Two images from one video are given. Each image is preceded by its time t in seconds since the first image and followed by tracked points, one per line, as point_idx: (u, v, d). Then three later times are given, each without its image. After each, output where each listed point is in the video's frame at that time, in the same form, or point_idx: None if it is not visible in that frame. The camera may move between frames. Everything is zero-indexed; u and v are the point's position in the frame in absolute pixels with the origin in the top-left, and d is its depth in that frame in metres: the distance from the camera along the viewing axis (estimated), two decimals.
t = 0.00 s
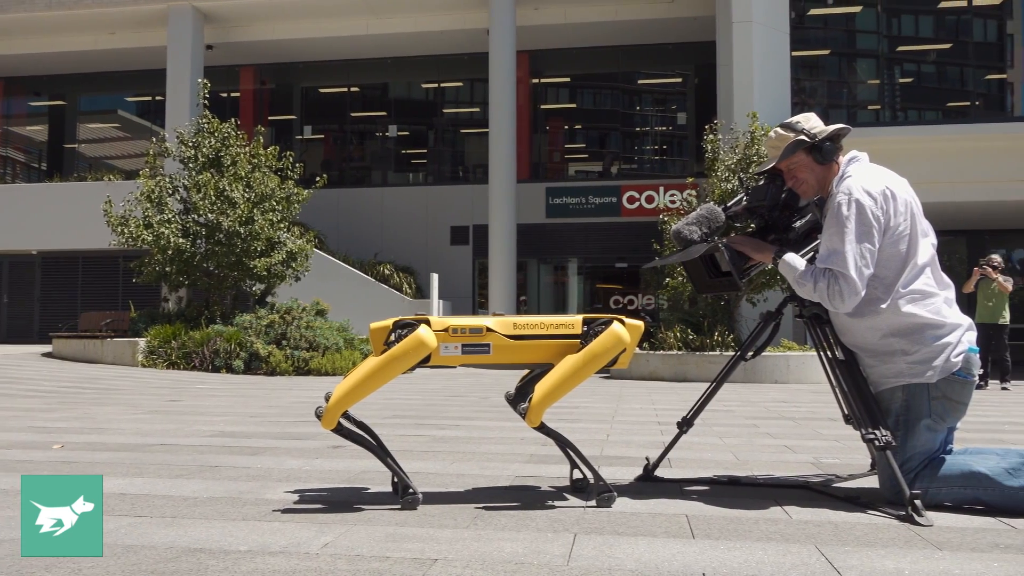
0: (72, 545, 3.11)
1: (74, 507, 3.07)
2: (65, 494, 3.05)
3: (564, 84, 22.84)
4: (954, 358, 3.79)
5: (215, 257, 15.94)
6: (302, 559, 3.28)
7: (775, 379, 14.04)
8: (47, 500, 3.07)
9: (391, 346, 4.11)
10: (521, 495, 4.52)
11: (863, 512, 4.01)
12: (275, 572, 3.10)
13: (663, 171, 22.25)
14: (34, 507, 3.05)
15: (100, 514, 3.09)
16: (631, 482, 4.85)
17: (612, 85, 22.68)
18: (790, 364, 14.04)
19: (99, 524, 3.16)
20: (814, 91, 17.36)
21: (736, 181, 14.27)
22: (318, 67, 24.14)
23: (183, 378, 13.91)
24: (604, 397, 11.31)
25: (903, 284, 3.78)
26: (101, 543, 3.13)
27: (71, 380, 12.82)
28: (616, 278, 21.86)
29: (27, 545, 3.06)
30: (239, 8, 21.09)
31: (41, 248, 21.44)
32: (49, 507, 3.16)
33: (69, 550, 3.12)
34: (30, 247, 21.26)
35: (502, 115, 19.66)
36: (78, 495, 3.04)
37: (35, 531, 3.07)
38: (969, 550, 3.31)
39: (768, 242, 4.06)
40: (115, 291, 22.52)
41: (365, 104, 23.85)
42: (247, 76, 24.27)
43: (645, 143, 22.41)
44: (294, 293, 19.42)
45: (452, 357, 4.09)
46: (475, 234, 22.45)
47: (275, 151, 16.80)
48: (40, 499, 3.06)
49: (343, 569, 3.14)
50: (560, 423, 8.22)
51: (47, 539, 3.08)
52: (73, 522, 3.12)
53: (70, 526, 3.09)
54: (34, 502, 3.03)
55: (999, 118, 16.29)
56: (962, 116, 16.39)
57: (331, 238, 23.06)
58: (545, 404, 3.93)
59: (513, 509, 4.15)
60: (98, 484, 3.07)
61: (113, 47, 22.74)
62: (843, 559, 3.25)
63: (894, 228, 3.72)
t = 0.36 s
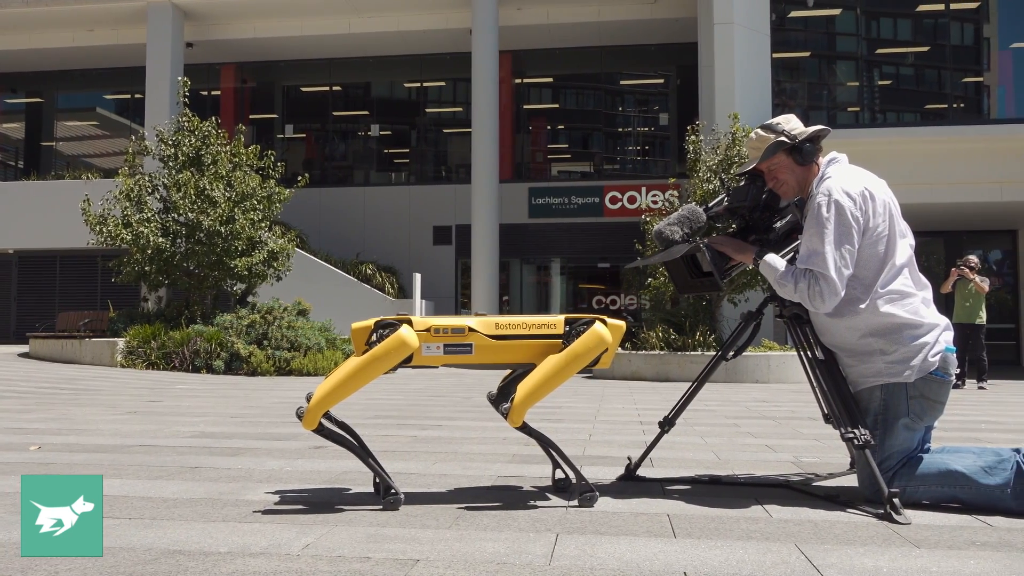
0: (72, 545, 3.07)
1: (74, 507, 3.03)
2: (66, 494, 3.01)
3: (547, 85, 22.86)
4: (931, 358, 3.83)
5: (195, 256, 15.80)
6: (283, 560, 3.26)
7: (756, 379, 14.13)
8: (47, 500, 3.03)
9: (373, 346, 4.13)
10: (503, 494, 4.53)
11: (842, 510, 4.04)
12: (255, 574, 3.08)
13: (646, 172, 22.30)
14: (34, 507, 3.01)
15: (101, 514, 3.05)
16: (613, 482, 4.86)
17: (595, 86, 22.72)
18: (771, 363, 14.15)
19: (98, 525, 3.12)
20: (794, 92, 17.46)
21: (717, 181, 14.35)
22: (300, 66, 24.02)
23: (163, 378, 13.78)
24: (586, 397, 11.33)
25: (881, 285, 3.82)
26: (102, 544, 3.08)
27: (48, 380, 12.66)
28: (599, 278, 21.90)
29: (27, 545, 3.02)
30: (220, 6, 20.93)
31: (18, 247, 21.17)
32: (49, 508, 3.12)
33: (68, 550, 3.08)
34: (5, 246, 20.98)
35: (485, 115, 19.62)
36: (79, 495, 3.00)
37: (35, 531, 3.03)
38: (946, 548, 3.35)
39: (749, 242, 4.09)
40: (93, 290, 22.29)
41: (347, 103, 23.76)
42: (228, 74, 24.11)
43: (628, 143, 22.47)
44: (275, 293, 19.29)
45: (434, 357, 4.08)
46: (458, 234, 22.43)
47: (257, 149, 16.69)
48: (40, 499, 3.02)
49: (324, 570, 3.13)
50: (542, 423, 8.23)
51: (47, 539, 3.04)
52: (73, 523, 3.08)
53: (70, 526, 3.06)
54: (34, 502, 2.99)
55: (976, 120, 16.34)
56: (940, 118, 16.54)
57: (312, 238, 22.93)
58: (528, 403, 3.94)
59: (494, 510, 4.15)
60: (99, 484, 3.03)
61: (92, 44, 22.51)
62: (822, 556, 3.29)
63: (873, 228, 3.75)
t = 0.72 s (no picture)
0: (72, 545, 3.05)
1: (74, 507, 3.01)
2: (66, 494, 2.99)
3: (541, 85, 22.87)
4: (924, 358, 3.84)
5: (188, 256, 15.76)
6: (277, 560, 3.25)
7: (750, 379, 14.17)
8: (47, 500, 3.01)
9: (357, 370, 4.07)
10: (497, 494, 4.53)
11: (835, 510, 4.05)
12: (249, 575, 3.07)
13: (640, 172, 22.30)
14: (34, 507, 3.00)
15: (101, 515, 3.03)
16: (607, 482, 4.86)
17: (589, 86, 22.74)
18: (765, 363, 14.19)
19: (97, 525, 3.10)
20: (788, 93, 17.45)
21: (711, 182, 14.39)
22: (294, 65, 24.00)
23: (156, 378, 13.74)
24: (580, 397, 11.35)
25: (874, 285, 3.83)
26: (102, 544, 3.07)
27: (40, 381, 12.61)
28: (593, 278, 21.92)
29: (27, 546, 3.01)
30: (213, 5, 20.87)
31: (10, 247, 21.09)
32: (49, 508, 3.11)
33: (69, 550, 3.06)
34: None
35: (479, 114, 19.60)
36: (78, 495, 2.98)
37: (35, 531, 3.01)
38: (938, 547, 3.36)
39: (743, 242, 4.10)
40: (87, 290, 22.24)
41: (341, 103, 23.73)
42: (222, 74, 24.07)
43: (622, 144, 22.47)
44: (269, 293, 19.24)
45: (420, 382, 4.04)
46: (452, 234, 22.44)
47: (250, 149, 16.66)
48: (40, 499, 3.01)
49: (318, 570, 3.12)
50: (537, 422, 8.24)
51: (47, 539, 3.02)
52: (73, 523, 3.06)
53: (70, 526, 3.04)
54: (34, 502, 2.98)
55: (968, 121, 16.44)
56: (932, 119, 16.63)
57: (306, 238, 22.89)
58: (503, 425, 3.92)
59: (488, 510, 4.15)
60: (99, 483, 3.01)
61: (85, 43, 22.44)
62: (815, 556, 3.30)
63: (866, 228, 3.77)
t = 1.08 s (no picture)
0: (72, 544, 3.04)
1: (74, 507, 3.00)
2: (66, 494, 2.98)
3: (540, 85, 22.89)
4: (922, 358, 3.85)
5: (187, 256, 15.76)
6: (275, 561, 3.25)
7: (749, 379, 14.19)
8: (47, 500, 3.00)
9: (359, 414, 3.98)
10: (496, 494, 4.52)
11: (834, 510, 4.05)
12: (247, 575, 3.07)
13: (639, 172, 22.29)
14: (34, 507, 2.98)
15: (101, 514, 3.02)
16: (607, 481, 4.86)
17: (587, 86, 22.74)
18: (763, 363, 14.20)
19: (96, 525, 3.09)
20: (787, 93, 17.38)
21: (710, 182, 14.39)
22: (293, 65, 24.00)
23: (154, 378, 13.74)
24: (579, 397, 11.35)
25: (871, 286, 3.84)
26: (101, 543, 3.06)
27: (37, 381, 12.60)
28: (592, 278, 21.94)
29: (26, 546, 2.99)
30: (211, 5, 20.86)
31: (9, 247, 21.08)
32: (49, 507, 3.09)
33: (68, 550, 3.05)
34: None
35: (477, 114, 19.58)
36: (78, 495, 2.98)
37: (35, 531, 3.00)
38: (936, 547, 3.36)
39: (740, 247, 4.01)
40: (85, 290, 22.24)
41: (340, 103, 23.73)
42: (220, 74, 24.07)
43: (620, 144, 22.47)
44: (268, 293, 19.23)
45: (422, 426, 4.01)
46: (451, 234, 22.45)
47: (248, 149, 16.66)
48: (40, 498, 3.00)
49: (316, 570, 3.12)
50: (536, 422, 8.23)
51: (47, 539, 3.01)
52: (73, 522, 3.05)
53: (71, 526, 3.03)
54: (34, 502, 2.97)
55: (967, 121, 16.52)
56: (931, 119, 16.65)
57: (305, 238, 22.90)
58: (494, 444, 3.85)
59: (487, 509, 4.15)
60: (99, 483, 3.01)
61: (84, 43, 22.41)
62: (813, 555, 3.30)
63: (863, 231, 3.77)
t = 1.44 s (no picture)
0: (72, 545, 3.04)
1: (74, 507, 3.00)
2: (66, 494, 2.97)
3: (539, 85, 22.89)
4: (923, 358, 3.85)
5: (187, 256, 15.75)
6: (275, 560, 3.25)
7: (748, 379, 14.20)
8: (47, 500, 2.99)
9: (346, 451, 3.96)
10: (495, 493, 4.52)
11: (835, 510, 4.05)
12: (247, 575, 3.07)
13: (639, 172, 22.28)
14: (34, 507, 2.98)
15: (101, 514, 3.02)
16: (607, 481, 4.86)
17: (587, 86, 22.75)
18: (763, 363, 14.21)
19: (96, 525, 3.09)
20: (786, 93, 17.36)
21: (710, 181, 14.39)
22: (292, 65, 24.01)
23: (154, 379, 13.74)
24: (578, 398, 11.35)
25: (870, 288, 3.84)
26: (101, 543, 3.06)
27: (37, 381, 12.60)
28: (591, 279, 21.95)
29: (26, 546, 2.99)
30: (211, 5, 20.84)
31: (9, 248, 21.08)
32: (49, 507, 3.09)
33: (68, 550, 3.04)
34: None
35: (477, 114, 19.56)
36: (78, 495, 2.97)
37: (35, 531, 2.99)
38: (936, 547, 3.36)
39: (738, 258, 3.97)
40: (85, 289, 22.25)
41: (339, 103, 23.73)
42: (220, 74, 24.07)
43: (620, 144, 22.46)
44: (267, 293, 19.22)
45: (408, 464, 4.01)
46: (451, 234, 22.45)
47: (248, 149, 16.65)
48: (40, 499, 2.99)
49: (316, 570, 3.12)
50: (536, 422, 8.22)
51: (47, 539, 3.00)
52: (73, 522, 3.05)
53: (71, 526, 3.03)
54: (34, 502, 2.96)
55: (967, 122, 16.55)
56: (930, 120, 16.66)
57: (305, 238, 22.91)
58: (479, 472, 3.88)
59: (486, 510, 4.15)
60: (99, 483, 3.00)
61: (83, 43, 22.41)
62: (813, 555, 3.30)
63: (861, 235, 3.78)
